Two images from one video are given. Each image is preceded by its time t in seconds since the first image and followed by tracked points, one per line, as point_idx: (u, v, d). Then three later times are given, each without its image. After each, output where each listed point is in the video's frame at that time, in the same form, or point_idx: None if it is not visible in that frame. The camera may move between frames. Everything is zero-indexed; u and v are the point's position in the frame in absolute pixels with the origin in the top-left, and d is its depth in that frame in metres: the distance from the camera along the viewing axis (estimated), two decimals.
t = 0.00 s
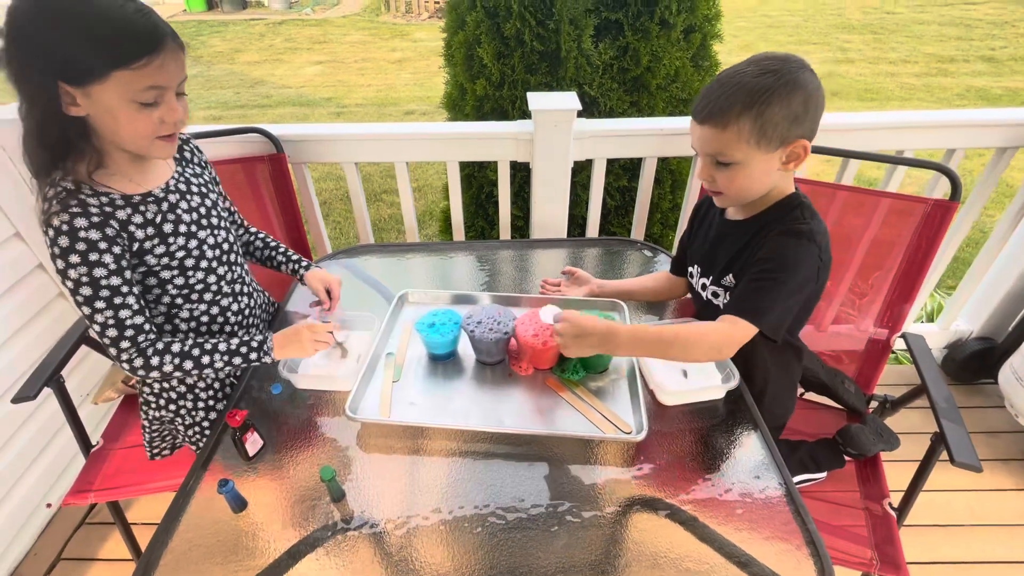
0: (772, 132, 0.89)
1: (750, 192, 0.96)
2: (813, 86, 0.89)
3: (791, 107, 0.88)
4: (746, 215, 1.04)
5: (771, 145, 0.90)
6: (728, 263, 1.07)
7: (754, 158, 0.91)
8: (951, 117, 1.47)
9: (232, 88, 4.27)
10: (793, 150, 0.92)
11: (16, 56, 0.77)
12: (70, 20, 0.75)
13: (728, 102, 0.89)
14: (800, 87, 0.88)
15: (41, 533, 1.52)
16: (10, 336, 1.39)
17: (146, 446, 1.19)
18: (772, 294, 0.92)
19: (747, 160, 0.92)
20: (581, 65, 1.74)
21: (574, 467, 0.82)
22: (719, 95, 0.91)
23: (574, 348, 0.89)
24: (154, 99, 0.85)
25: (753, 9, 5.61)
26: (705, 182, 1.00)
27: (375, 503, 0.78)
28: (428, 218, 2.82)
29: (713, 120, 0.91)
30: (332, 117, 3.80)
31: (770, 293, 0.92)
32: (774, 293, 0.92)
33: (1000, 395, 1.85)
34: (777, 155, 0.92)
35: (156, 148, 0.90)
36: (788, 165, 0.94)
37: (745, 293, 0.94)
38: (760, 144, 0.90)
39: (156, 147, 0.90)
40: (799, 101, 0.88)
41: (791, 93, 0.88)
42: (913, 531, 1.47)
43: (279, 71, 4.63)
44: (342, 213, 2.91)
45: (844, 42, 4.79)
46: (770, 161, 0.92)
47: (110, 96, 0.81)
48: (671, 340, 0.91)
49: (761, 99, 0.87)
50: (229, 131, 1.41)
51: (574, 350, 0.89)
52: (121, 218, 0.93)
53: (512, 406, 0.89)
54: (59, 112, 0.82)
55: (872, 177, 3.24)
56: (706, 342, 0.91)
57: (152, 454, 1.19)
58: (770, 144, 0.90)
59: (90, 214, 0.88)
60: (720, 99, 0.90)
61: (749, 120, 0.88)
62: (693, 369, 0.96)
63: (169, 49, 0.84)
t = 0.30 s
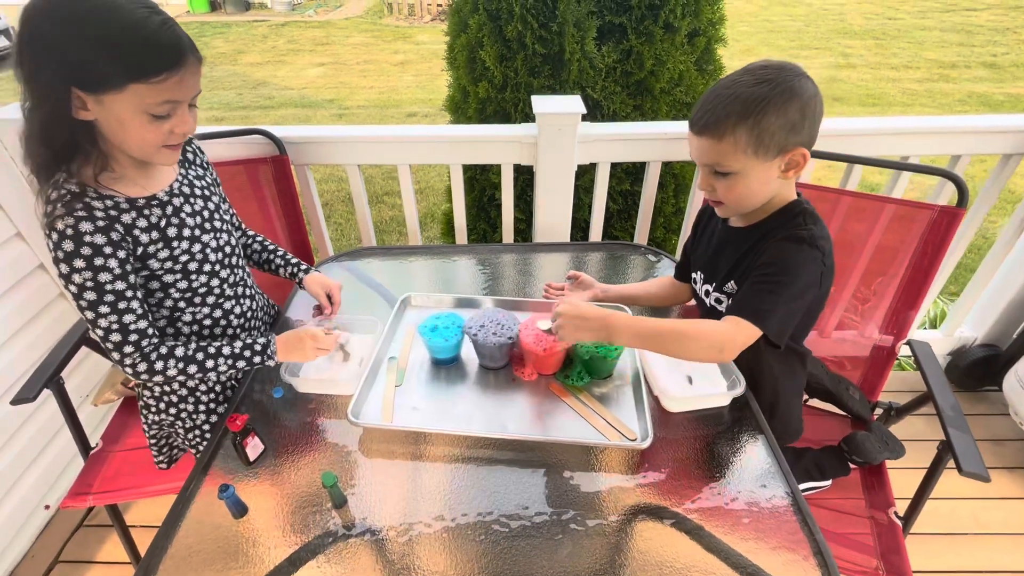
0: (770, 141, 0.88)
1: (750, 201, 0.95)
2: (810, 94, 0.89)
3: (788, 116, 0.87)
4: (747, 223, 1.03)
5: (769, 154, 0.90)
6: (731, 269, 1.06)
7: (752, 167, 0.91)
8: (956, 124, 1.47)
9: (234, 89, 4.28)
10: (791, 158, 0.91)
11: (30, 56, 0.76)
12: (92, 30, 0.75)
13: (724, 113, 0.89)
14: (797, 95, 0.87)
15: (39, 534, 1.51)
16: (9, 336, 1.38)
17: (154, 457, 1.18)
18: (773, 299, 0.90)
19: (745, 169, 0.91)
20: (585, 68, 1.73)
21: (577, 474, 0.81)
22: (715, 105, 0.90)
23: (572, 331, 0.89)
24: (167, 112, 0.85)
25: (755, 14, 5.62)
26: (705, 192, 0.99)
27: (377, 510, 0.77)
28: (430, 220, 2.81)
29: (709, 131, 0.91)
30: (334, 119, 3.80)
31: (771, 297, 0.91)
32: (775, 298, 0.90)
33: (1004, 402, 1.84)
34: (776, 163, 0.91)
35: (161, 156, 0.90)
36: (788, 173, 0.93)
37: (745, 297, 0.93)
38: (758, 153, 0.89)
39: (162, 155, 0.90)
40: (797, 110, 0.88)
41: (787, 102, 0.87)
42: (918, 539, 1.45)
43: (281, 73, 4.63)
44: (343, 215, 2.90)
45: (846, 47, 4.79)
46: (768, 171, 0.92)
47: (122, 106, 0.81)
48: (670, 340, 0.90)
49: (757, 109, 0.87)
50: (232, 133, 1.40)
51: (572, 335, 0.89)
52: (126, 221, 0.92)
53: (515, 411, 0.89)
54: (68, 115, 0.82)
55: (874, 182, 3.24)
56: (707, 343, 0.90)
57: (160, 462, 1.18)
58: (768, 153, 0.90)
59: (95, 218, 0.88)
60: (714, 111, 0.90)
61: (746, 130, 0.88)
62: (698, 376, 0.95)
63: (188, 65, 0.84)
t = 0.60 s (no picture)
0: (774, 144, 0.88)
1: (754, 205, 0.94)
2: (813, 97, 0.88)
3: (791, 119, 0.87)
4: (751, 226, 1.03)
5: (772, 157, 0.89)
6: (735, 272, 1.06)
7: (756, 171, 0.90)
8: (959, 128, 1.46)
9: (235, 90, 4.28)
10: (795, 161, 0.90)
11: (25, 50, 0.76)
12: (85, 19, 0.75)
13: (726, 116, 0.88)
14: (800, 98, 0.87)
15: (37, 537, 1.50)
16: (9, 337, 1.38)
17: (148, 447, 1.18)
18: (778, 300, 0.89)
19: (749, 173, 0.90)
20: (587, 70, 1.73)
21: (578, 479, 0.80)
22: (717, 109, 0.90)
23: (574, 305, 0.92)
24: (163, 100, 0.84)
25: (756, 17, 5.63)
26: (709, 196, 0.99)
27: (376, 515, 0.76)
28: (431, 222, 2.81)
29: (712, 135, 0.90)
30: (335, 120, 3.80)
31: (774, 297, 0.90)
32: (780, 299, 0.89)
33: (1007, 408, 1.84)
34: (780, 166, 0.90)
35: (161, 149, 0.89)
36: (792, 176, 0.93)
37: (749, 297, 0.92)
38: (761, 157, 0.89)
39: (161, 147, 0.89)
40: (800, 112, 0.87)
41: (790, 105, 0.87)
42: (921, 546, 1.45)
43: (283, 74, 4.64)
44: (344, 216, 2.90)
45: (847, 50, 4.79)
46: (772, 174, 0.91)
47: (119, 96, 0.80)
48: (671, 326, 0.91)
49: (760, 112, 0.86)
50: (233, 134, 1.40)
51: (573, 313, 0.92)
52: (127, 221, 0.92)
53: (515, 416, 0.88)
54: (66, 108, 0.81)
55: (875, 186, 3.23)
56: (710, 337, 0.90)
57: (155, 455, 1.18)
58: (772, 156, 0.89)
59: (95, 218, 0.87)
60: (717, 114, 0.89)
61: (749, 133, 0.87)
62: (702, 381, 0.94)
63: (181, 50, 0.83)
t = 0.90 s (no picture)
0: (773, 146, 0.88)
1: (755, 208, 0.94)
2: (810, 99, 0.88)
3: (790, 121, 0.87)
4: (751, 228, 1.03)
5: (772, 159, 0.89)
6: (736, 274, 1.06)
7: (756, 173, 0.90)
8: (959, 131, 1.46)
9: (236, 91, 4.28)
10: (795, 163, 0.90)
11: (28, 43, 0.76)
12: (87, 12, 0.74)
13: (725, 121, 0.88)
14: (798, 99, 0.87)
15: (34, 538, 1.49)
16: (9, 337, 1.38)
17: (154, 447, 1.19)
18: (779, 300, 0.89)
19: (749, 176, 0.90)
20: (587, 73, 1.73)
21: (578, 482, 0.80)
22: (716, 114, 0.90)
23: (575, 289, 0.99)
24: (168, 91, 0.84)
25: (755, 20, 5.64)
26: (710, 200, 0.99)
27: (376, 517, 0.76)
28: (431, 224, 2.81)
29: (711, 140, 0.90)
30: (335, 121, 3.80)
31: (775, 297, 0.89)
32: (782, 298, 0.89)
33: (1007, 411, 1.84)
34: (781, 168, 0.90)
35: (165, 143, 0.89)
36: (793, 178, 0.93)
37: (750, 297, 0.92)
38: (762, 159, 0.89)
39: (166, 140, 0.89)
40: (798, 114, 0.87)
41: (788, 107, 0.87)
42: (922, 549, 1.44)
43: (283, 75, 4.64)
44: (344, 217, 2.90)
45: (846, 53, 4.80)
46: (773, 176, 0.91)
47: (123, 88, 0.80)
48: (671, 315, 0.93)
49: (759, 115, 0.86)
50: (233, 135, 1.40)
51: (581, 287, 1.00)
52: (139, 214, 0.92)
53: (515, 418, 0.88)
54: (70, 102, 0.81)
55: (875, 189, 3.24)
56: (710, 331, 0.90)
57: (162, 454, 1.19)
58: (772, 158, 0.89)
59: (108, 212, 0.87)
60: (715, 119, 0.89)
61: (749, 136, 0.87)
62: (702, 385, 0.93)
63: (184, 40, 0.83)
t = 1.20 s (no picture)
0: (774, 149, 0.88)
1: (757, 209, 0.95)
2: (806, 100, 0.89)
3: (788, 122, 0.88)
4: (750, 228, 1.04)
5: (773, 161, 0.90)
6: (736, 273, 1.06)
7: (757, 176, 0.90)
8: (959, 134, 1.47)
9: (237, 92, 4.30)
10: (795, 163, 0.91)
11: (41, 40, 0.77)
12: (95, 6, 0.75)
13: (724, 126, 0.89)
14: (794, 101, 0.88)
15: (35, 538, 1.50)
16: (11, 337, 1.38)
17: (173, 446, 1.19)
18: (779, 293, 0.90)
19: (751, 178, 0.91)
20: (589, 74, 1.74)
21: (579, 483, 0.81)
22: (714, 120, 0.90)
23: (576, 278, 1.03)
24: (176, 84, 0.84)
25: (756, 23, 5.65)
26: (712, 203, 0.99)
27: (377, 517, 0.76)
28: (432, 225, 2.82)
29: (711, 145, 0.91)
30: (336, 123, 3.81)
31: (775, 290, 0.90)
32: (783, 293, 0.90)
33: (1006, 413, 1.84)
34: (782, 169, 0.91)
35: (177, 137, 0.90)
36: (794, 177, 0.93)
37: (749, 293, 0.92)
38: (763, 161, 0.89)
39: (178, 134, 0.90)
40: (796, 115, 0.88)
41: (785, 109, 0.88)
42: (921, 551, 1.45)
43: (285, 76, 4.65)
44: (345, 218, 2.91)
45: (847, 56, 4.81)
46: (774, 177, 0.91)
47: (133, 82, 0.81)
48: (672, 304, 0.94)
49: (758, 118, 0.87)
50: (236, 136, 1.40)
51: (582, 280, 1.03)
52: (172, 202, 0.93)
53: (516, 419, 0.88)
54: (83, 98, 0.82)
55: (874, 192, 3.25)
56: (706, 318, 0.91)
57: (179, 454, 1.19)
58: (773, 160, 0.89)
59: (145, 198, 0.88)
60: (713, 125, 0.90)
61: (748, 140, 0.88)
62: (703, 386, 0.94)
63: (190, 33, 0.83)
